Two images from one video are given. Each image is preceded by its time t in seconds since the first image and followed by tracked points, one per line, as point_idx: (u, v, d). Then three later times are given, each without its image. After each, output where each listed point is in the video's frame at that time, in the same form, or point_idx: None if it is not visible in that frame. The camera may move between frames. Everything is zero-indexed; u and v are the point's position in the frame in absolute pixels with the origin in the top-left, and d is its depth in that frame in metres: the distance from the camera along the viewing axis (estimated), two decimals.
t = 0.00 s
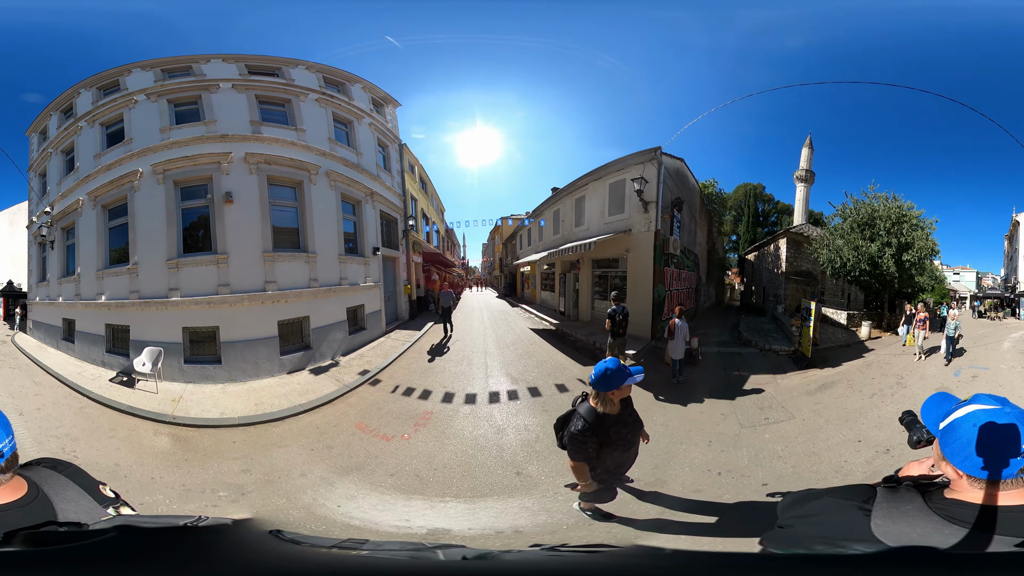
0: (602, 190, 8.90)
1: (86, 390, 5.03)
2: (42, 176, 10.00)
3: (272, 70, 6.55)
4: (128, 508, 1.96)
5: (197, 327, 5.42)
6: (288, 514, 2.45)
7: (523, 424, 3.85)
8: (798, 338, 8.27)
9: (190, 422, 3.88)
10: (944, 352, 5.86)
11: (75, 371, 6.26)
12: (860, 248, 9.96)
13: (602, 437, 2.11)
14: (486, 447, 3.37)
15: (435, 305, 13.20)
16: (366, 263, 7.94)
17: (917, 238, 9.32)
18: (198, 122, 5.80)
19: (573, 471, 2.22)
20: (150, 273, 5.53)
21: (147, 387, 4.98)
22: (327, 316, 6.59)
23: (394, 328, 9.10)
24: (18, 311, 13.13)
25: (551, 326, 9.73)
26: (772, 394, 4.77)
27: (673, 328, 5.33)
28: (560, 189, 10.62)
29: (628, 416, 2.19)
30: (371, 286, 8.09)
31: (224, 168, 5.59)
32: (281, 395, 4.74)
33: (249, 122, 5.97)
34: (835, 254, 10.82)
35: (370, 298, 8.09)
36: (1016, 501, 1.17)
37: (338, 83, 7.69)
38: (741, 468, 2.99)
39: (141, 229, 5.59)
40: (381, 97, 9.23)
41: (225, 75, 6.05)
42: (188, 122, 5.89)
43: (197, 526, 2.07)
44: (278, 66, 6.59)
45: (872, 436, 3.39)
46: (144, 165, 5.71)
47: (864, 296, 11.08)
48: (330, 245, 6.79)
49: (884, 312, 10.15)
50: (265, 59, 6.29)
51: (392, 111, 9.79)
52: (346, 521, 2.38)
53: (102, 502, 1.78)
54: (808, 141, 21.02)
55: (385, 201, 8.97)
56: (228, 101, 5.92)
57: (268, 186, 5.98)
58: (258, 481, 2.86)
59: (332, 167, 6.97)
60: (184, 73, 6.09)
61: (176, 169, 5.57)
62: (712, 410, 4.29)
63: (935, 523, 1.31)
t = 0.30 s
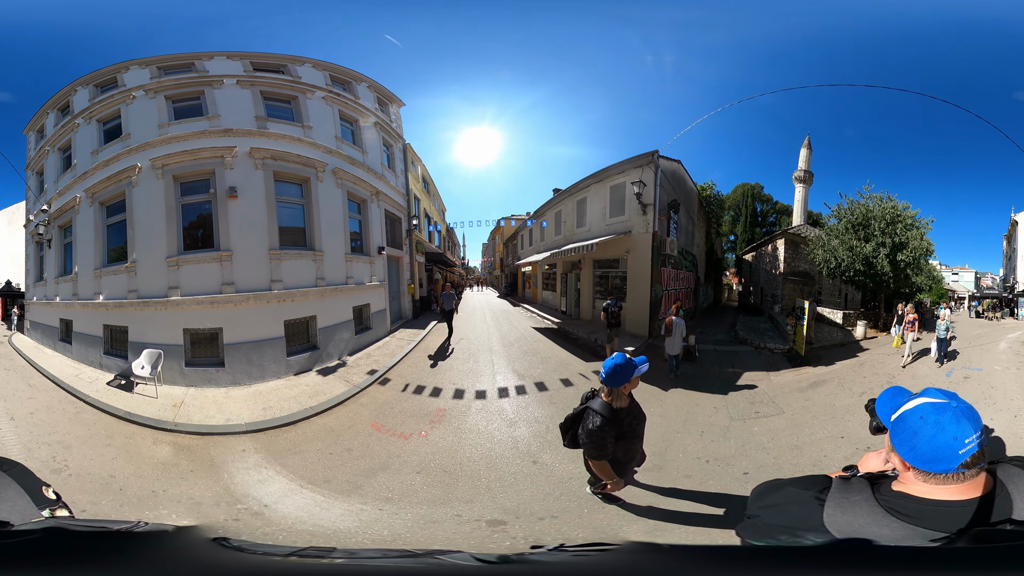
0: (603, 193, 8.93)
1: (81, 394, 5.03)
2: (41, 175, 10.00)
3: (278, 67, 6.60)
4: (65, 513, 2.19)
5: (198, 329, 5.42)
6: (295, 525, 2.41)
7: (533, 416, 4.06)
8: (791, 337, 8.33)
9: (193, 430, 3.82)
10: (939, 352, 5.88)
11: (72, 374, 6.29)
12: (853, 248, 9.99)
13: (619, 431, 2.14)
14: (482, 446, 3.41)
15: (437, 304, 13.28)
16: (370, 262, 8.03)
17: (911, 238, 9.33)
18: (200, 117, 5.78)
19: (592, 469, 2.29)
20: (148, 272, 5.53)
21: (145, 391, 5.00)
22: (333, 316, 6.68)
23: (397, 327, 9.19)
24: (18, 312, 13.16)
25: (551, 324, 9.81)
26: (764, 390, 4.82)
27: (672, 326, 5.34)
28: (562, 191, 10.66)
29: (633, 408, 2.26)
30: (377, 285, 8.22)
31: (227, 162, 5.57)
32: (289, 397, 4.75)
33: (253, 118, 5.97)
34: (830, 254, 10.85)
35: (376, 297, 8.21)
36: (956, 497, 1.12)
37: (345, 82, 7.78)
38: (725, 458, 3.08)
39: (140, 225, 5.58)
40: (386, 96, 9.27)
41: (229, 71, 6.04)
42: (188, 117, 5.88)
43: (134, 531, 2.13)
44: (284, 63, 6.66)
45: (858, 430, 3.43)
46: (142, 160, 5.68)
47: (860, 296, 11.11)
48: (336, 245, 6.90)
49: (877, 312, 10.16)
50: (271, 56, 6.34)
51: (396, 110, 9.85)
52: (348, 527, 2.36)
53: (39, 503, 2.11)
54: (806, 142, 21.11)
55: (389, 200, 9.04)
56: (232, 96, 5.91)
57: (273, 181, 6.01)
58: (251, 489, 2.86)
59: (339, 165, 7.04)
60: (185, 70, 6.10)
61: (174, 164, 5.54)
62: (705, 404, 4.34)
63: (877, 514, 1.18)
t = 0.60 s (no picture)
0: (603, 194, 8.96)
1: (78, 398, 5.02)
2: (38, 173, 9.98)
3: (284, 66, 6.64)
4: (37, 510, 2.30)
5: (201, 330, 5.43)
6: (296, 522, 2.43)
7: (539, 410, 4.13)
8: (787, 335, 8.41)
9: (198, 436, 3.78)
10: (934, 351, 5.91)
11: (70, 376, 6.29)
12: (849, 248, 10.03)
13: (624, 424, 2.20)
14: (482, 442, 3.45)
15: (438, 303, 13.31)
16: (375, 262, 8.09)
17: (908, 238, 9.37)
18: (203, 113, 5.77)
19: (597, 457, 2.35)
20: (147, 271, 5.53)
21: (144, 394, 5.00)
22: (338, 316, 6.73)
23: (399, 326, 9.23)
24: (17, 312, 13.17)
25: (552, 323, 9.88)
26: (760, 386, 4.86)
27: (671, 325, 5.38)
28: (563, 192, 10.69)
29: (641, 403, 2.28)
30: (381, 285, 8.31)
31: (231, 159, 5.59)
32: (296, 399, 4.77)
33: (259, 115, 5.98)
34: (827, 254, 10.88)
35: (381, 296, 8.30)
36: (928, 496, 1.09)
37: (351, 82, 7.84)
38: (717, 449, 3.15)
39: (139, 221, 5.58)
40: (390, 96, 9.30)
41: (234, 68, 6.04)
42: (188, 113, 5.90)
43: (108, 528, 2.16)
44: (290, 62, 6.69)
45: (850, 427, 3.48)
46: (141, 156, 5.68)
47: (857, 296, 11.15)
48: (342, 245, 6.98)
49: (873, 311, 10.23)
50: (277, 55, 6.38)
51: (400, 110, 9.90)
52: (354, 527, 2.34)
53: (9, 504, 2.21)
54: (804, 142, 21.18)
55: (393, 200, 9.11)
56: (237, 94, 5.93)
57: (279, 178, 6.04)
58: (253, 487, 2.89)
59: (344, 164, 7.10)
60: (185, 66, 6.09)
61: (174, 159, 5.54)
62: (702, 399, 4.38)
63: (851, 513, 1.14)
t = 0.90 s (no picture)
0: (603, 194, 8.97)
1: (77, 399, 5.03)
2: (36, 172, 9.97)
3: (285, 65, 6.64)
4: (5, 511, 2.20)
5: (202, 330, 5.44)
6: (295, 520, 2.43)
7: (543, 407, 4.14)
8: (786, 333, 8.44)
9: (199, 440, 3.78)
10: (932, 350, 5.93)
11: (69, 377, 6.30)
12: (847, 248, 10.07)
13: (642, 422, 2.22)
14: (483, 439, 3.46)
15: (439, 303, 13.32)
16: (376, 261, 8.10)
17: (906, 238, 9.37)
18: (204, 110, 5.78)
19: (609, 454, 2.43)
20: (146, 271, 5.53)
21: (144, 395, 5.01)
22: (340, 315, 6.74)
23: (400, 326, 9.25)
24: (15, 313, 13.14)
25: (552, 322, 9.90)
26: (758, 385, 4.88)
27: (671, 323, 5.39)
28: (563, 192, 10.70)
29: (662, 403, 2.30)
30: (382, 285, 8.32)
31: (233, 157, 5.59)
32: (300, 400, 4.77)
33: (261, 113, 5.98)
34: (825, 254, 10.91)
35: (382, 296, 8.31)
36: (907, 491, 1.09)
37: (353, 81, 7.85)
38: (715, 445, 3.17)
39: (138, 220, 5.57)
40: (392, 96, 9.30)
41: (236, 67, 6.05)
42: (189, 111, 5.91)
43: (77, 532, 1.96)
44: (292, 61, 6.69)
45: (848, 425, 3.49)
46: (140, 154, 5.68)
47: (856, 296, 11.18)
48: (344, 244, 6.99)
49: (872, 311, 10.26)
50: (279, 54, 6.39)
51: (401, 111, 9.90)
52: (358, 527, 2.33)
53: None
54: (804, 142, 21.24)
55: (394, 199, 9.12)
56: (239, 92, 5.93)
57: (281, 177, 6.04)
58: (253, 488, 2.90)
59: (346, 163, 7.11)
60: (185, 65, 6.09)
61: (175, 157, 5.54)
62: (701, 397, 4.40)
63: (835, 507, 1.13)
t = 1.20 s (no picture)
0: (603, 194, 8.97)
1: (76, 399, 5.03)
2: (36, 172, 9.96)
3: (286, 65, 6.65)
4: None
5: (201, 330, 5.44)
6: (292, 522, 2.43)
7: (544, 406, 4.15)
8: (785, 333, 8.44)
9: (199, 441, 3.78)
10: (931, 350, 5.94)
11: (69, 377, 6.29)
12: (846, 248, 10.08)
13: (664, 424, 2.16)
14: (483, 439, 3.46)
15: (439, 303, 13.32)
16: (376, 261, 8.09)
17: (907, 238, 9.36)
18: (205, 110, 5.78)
19: (633, 457, 2.34)
20: (146, 270, 5.52)
21: (143, 395, 5.01)
22: (340, 315, 6.74)
23: (400, 326, 9.25)
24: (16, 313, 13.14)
25: (552, 322, 9.90)
26: (757, 385, 4.88)
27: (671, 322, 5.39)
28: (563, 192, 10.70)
29: (682, 404, 2.25)
30: (382, 285, 8.33)
31: (233, 155, 5.59)
32: (300, 400, 4.78)
33: (261, 113, 5.98)
34: (824, 254, 10.92)
35: (382, 296, 8.31)
36: (892, 486, 1.10)
37: (353, 81, 7.85)
38: (713, 444, 3.17)
39: (137, 219, 5.57)
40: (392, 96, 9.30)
41: (236, 67, 6.05)
42: (189, 110, 5.91)
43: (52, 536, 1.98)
44: (293, 60, 6.69)
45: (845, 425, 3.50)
46: (140, 154, 5.68)
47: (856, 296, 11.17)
48: (345, 244, 6.99)
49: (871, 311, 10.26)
50: (278, 53, 6.39)
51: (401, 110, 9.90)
52: (356, 528, 2.34)
53: None
54: (803, 142, 21.27)
55: (394, 199, 9.11)
56: (239, 91, 5.92)
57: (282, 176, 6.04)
58: (251, 489, 2.90)
59: (347, 162, 7.11)
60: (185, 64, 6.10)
61: (174, 156, 5.54)
62: (700, 396, 4.40)
63: (825, 499, 1.13)
